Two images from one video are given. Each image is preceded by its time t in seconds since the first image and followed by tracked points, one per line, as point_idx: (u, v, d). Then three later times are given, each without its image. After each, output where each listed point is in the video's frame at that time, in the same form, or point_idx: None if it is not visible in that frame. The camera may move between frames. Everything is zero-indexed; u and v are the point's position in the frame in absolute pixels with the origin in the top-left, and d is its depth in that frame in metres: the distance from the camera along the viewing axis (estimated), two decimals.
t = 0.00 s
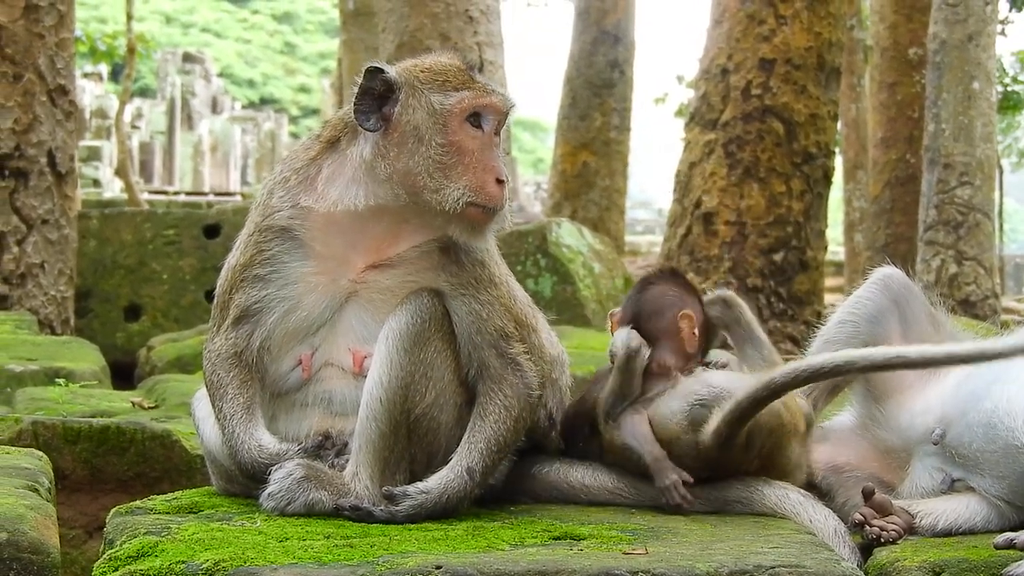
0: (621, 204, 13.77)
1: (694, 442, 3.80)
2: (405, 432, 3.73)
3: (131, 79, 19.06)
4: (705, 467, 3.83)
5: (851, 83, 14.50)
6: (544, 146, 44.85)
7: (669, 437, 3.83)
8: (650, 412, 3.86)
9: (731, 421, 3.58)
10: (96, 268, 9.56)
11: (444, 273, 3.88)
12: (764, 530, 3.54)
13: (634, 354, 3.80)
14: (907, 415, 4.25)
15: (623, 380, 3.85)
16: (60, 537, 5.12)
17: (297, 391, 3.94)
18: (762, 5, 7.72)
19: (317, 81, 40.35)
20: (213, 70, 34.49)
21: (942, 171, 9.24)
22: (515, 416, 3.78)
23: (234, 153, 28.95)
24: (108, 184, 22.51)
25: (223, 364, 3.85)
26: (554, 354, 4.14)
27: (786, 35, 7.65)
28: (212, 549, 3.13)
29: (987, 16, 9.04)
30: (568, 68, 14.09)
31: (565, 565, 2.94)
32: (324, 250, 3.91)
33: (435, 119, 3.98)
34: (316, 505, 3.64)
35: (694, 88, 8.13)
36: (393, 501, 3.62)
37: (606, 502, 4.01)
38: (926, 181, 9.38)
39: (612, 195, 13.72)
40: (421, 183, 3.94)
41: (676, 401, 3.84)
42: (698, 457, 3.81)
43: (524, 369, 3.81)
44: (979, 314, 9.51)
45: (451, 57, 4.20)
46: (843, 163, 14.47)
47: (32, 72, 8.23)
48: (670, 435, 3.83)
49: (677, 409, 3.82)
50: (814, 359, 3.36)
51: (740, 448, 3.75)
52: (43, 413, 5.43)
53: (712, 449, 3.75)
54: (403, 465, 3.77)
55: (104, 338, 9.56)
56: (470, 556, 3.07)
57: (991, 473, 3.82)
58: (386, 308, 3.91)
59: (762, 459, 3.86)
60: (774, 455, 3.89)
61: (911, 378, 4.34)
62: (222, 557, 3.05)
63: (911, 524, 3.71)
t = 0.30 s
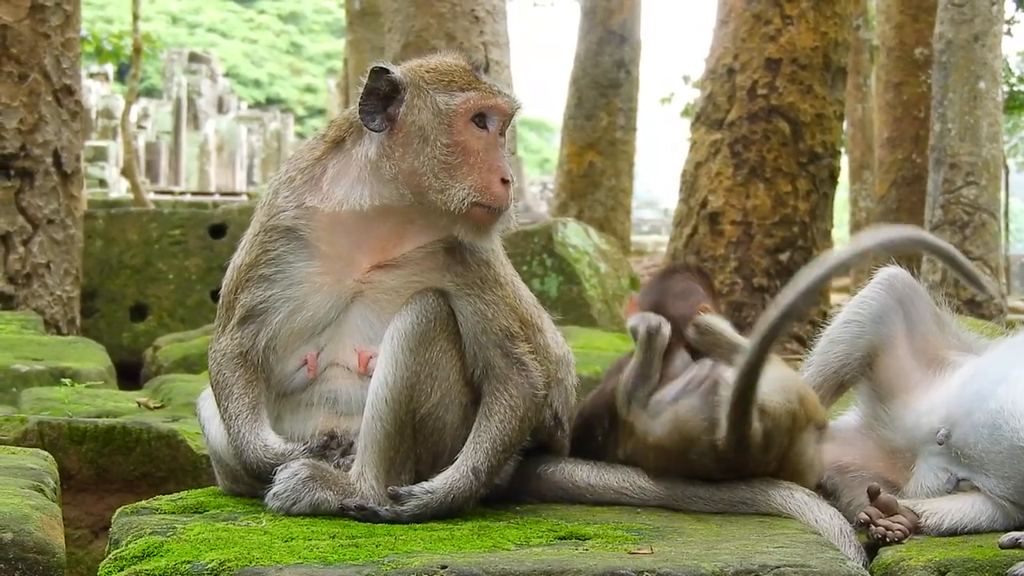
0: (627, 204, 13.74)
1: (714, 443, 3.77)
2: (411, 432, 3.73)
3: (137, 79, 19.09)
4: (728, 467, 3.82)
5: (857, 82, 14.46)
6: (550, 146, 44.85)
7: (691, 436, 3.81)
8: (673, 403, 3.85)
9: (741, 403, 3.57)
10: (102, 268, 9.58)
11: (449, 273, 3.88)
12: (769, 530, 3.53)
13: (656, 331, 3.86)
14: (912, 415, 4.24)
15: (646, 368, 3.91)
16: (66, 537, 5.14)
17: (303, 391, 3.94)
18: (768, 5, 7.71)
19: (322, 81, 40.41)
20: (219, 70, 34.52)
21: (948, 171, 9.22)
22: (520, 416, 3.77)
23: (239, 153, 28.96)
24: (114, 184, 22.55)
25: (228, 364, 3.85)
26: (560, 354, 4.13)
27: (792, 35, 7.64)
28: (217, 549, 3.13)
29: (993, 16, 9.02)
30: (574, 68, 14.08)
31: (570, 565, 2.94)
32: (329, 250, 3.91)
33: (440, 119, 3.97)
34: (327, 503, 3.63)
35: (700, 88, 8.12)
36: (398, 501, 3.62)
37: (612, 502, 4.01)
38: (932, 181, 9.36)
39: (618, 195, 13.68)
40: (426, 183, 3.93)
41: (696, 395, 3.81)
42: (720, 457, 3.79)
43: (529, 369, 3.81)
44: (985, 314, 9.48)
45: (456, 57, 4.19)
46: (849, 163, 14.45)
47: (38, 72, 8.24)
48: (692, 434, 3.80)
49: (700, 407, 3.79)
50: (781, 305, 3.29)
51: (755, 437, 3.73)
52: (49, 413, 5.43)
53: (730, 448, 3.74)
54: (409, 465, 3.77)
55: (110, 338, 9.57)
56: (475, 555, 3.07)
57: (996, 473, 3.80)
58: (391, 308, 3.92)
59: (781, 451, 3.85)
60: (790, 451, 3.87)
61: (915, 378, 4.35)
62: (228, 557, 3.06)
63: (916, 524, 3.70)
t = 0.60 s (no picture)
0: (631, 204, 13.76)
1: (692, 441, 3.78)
2: (415, 431, 3.73)
3: (140, 78, 19.09)
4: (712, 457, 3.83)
5: (860, 82, 14.45)
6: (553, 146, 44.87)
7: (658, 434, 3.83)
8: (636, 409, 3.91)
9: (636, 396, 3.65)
10: (105, 268, 9.58)
11: (453, 274, 3.85)
12: (773, 530, 3.53)
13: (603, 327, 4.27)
14: (916, 415, 4.24)
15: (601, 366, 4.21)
16: (70, 537, 5.12)
17: (307, 391, 3.94)
18: (772, 5, 7.70)
19: (326, 81, 40.42)
20: (222, 70, 34.53)
21: (951, 171, 9.21)
22: (524, 416, 3.77)
23: (243, 153, 29.12)
24: (117, 183, 22.56)
25: (233, 364, 3.85)
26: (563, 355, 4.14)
27: (796, 35, 7.63)
28: (221, 550, 3.13)
29: (997, 16, 9.01)
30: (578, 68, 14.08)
31: (574, 565, 2.94)
32: (333, 250, 3.90)
33: (444, 119, 3.97)
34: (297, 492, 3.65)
35: (704, 88, 8.11)
36: (402, 501, 3.62)
37: (614, 502, 4.01)
38: (935, 181, 9.34)
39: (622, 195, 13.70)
40: (430, 183, 3.93)
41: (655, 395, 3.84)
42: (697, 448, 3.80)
43: (533, 368, 3.80)
44: (989, 314, 9.48)
45: (460, 58, 4.19)
46: (852, 163, 14.43)
47: (41, 71, 8.24)
48: (659, 431, 3.83)
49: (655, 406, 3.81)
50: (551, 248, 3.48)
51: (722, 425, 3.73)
52: (53, 413, 5.44)
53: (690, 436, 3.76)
54: (413, 465, 3.77)
55: (114, 338, 9.58)
56: (479, 556, 3.07)
57: (1000, 473, 3.79)
58: (395, 308, 3.92)
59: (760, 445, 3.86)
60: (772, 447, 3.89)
61: (919, 378, 4.34)
62: (232, 557, 3.05)
63: (921, 525, 3.70)
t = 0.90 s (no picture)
0: (634, 204, 13.79)
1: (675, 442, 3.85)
2: (418, 430, 3.73)
3: (143, 79, 19.11)
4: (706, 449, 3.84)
5: (863, 82, 14.44)
6: (556, 146, 44.87)
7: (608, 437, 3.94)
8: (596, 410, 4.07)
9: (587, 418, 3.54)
10: (108, 268, 9.58)
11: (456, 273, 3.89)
12: (778, 529, 3.53)
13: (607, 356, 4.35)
14: (921, 414, 4.23)
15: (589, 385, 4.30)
16: (74, 536, 5.14)
17: (310, 390, 3.94)
18: (775, 4, 7.69)
19: (328, 82, 40.41)
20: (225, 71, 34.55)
21: (955, 171, 9.19)
22: (528, 415, 3.77)
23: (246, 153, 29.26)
24: (119, 184, 22.57)
25: (236, 363, 3.84)
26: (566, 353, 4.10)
27: (799, 34, 7.63)
28: (225, 549, 3.13)
29: (1000, 15, 8.99)
30: (581, 68, 14.08)
31: (578, 564, 2.94)
32: (336, 249, 3.91)
33: (447, 117, 3.97)
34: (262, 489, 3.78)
35: (707, 87, 8.10)
36: (406, 500, 3.62)
37: (617, 501, 4.00)
38: (939, 181, 9.33)
39: (625, 195, 13.71)
40: (434, 182, 3.94)
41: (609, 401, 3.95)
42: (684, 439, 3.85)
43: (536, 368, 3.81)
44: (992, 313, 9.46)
45: (463, 56, 4.19)
46: (855, 163, 14.42)
47: (44, 72, 8.25)
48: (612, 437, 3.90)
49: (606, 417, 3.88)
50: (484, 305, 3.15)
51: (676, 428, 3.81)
52: (56, 412, 5.45)
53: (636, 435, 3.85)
54: (416, 464, 3.77)
55: (117, 338, 9.57)
56: (484, 554, 3.07)
57: (1005, 471, 3.78)
58: (398, 306, 3.91)
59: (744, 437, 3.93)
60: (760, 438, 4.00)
61: (924, 377, 4.34)
62: (236, 556, 3.05)
63: (925, 523, 3.69)
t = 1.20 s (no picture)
0: (636, 203, 13.80)
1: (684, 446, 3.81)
2: (419, 429, 3.73)
3: (146, 77, 19.14)
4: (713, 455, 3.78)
5: (866, 82, 14.42)
6: (559, 145, 44.87)
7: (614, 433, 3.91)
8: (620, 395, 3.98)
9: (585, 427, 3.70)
10: (111, 267, 9.59)
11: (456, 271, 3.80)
12: (779, 528, 3.53)
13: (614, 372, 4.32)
14: (923, 413, 4.23)
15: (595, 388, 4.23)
16: (76, 535, 5.14)
17: (311, 389, 3.94)
18: (778, 3, 7.68)
19: (332, 80, 40.39)
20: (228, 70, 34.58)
21: (958, 170, 9.17)
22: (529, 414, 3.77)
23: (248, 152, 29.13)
24: (122, 183, 22.60)
25: (236, 363, 3.83)
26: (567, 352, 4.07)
27: (802, 34, 7.62)
28: (227, 548, 3.13)
29: (1003, 15, 8.97)
30: (584, 67, 14.07)
31: (580, 563, 2.94)
32: (336, 248, 3.90)
33: (446, 115, 3.97)
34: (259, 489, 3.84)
35: (710, 87, 8.09)
36: (408, 499, 3.61)
37: (618, 501, 4.00)
38: (942, 180, 9.31)
39: (628, 194, 13.72)
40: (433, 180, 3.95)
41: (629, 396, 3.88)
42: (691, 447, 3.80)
43: (537, 366, 3.81)
44: (995, 313, 9.45)
45: (459, 53, 4.19)
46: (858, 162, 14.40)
47: (47, 70, 8.26)
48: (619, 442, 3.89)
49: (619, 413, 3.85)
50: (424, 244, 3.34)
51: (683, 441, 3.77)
52: (59, 411, 5.45)
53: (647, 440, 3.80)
54: (418, 462, 3.77)
55: (119, 337, 9.59)
56: (485, 554, 3.07)
57: (1007, 471, 3.77)
58: (398, 304, 3.92)
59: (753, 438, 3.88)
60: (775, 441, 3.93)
61: (926, 376, 4.33)
62: (238, 554, 3.05)
63: (927, 522, 3.69)
